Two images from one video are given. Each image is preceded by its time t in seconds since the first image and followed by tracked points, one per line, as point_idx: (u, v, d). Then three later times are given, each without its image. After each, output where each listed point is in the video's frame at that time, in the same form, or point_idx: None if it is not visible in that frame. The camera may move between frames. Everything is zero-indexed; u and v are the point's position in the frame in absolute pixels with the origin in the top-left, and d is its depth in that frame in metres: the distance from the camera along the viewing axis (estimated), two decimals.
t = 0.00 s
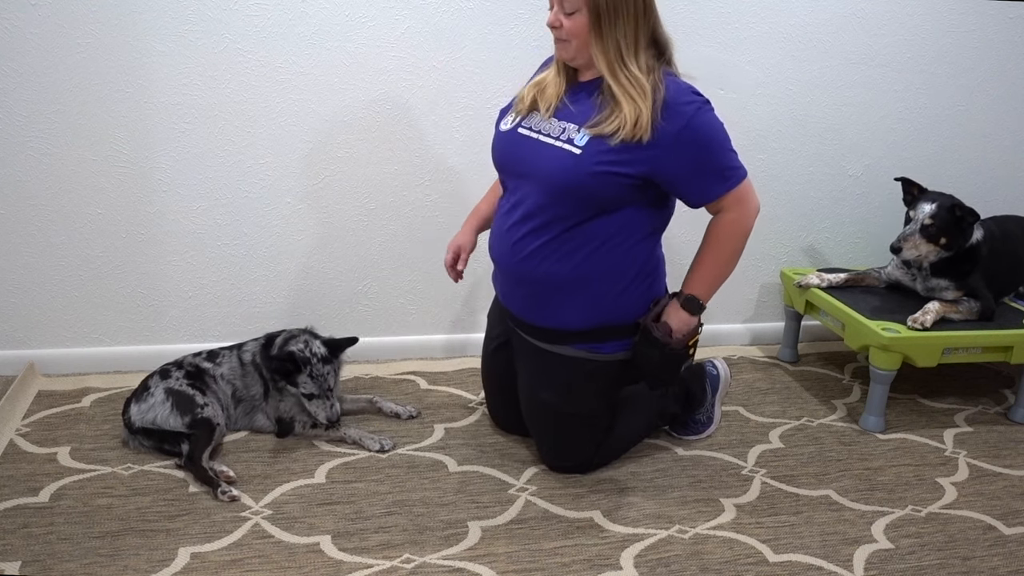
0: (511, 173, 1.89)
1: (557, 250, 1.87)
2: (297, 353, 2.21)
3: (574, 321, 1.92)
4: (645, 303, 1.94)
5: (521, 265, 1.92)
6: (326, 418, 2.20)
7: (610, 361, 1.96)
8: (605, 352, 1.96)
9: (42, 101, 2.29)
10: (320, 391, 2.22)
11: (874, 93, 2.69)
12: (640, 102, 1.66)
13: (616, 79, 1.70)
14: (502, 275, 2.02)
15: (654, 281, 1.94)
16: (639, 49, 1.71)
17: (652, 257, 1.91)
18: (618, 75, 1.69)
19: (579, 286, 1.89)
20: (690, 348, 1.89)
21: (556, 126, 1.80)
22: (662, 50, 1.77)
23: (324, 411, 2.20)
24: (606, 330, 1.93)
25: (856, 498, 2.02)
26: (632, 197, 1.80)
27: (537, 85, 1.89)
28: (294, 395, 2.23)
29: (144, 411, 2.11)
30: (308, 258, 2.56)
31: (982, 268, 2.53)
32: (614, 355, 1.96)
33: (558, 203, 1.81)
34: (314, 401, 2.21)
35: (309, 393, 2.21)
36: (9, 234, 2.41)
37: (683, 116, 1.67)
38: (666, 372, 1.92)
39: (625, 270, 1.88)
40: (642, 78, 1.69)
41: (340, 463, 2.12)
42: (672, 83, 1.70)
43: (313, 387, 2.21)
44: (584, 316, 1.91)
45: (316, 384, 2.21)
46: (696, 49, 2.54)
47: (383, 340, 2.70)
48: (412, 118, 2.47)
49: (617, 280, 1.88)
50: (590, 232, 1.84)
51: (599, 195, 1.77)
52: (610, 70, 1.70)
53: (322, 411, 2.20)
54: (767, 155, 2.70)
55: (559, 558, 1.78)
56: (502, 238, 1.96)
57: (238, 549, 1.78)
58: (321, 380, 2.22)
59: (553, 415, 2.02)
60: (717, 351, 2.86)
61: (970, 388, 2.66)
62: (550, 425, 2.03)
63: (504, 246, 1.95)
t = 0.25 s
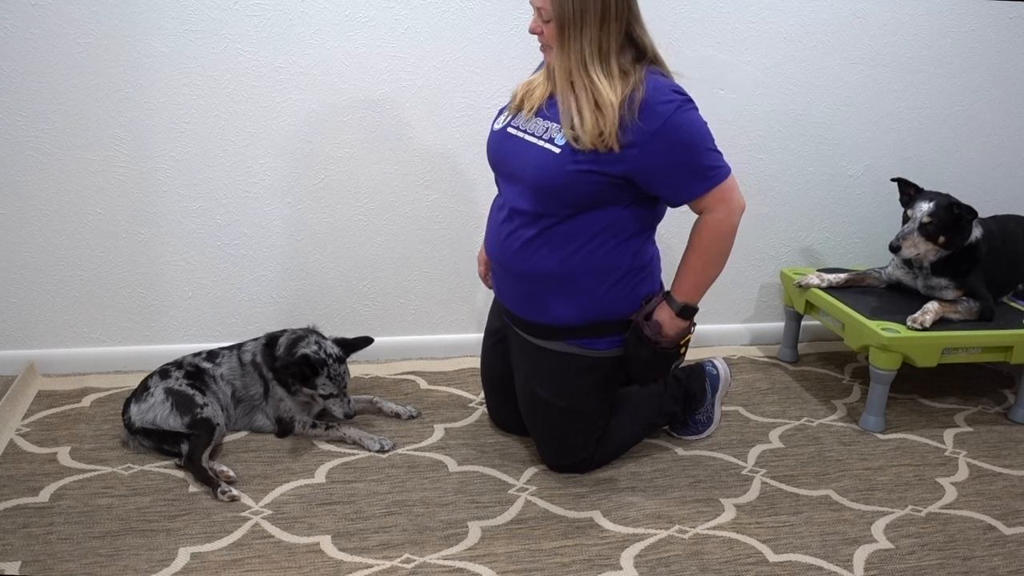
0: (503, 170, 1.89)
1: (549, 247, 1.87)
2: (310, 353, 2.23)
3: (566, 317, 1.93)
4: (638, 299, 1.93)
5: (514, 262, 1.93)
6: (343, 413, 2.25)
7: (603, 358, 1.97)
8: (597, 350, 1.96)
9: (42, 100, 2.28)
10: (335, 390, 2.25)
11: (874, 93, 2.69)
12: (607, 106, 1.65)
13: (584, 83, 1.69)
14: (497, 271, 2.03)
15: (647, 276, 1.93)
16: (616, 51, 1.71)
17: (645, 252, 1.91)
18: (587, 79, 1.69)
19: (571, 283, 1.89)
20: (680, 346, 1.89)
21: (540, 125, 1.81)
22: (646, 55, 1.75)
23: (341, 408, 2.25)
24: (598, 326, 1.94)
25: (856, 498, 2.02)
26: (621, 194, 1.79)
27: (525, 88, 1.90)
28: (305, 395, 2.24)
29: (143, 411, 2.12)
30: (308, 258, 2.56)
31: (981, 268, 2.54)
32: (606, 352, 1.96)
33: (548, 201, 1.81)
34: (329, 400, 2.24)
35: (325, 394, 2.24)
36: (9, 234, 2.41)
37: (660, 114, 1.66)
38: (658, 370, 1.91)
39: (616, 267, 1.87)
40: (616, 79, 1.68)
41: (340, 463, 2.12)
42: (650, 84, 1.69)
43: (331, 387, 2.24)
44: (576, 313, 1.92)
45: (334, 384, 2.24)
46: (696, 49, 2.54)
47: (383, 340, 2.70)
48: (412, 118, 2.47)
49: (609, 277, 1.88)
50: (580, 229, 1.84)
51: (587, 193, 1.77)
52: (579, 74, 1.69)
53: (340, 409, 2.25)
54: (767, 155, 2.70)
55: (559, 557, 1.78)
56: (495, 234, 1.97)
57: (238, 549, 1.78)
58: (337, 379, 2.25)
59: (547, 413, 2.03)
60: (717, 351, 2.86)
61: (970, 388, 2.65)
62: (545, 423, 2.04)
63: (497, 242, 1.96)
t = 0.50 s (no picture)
0: (499, 169, 1.89)
1: (544, 245, 1.88)
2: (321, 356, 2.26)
3: (563, 315, 1.93)
4: (634, 297, 1.93)
5: (510, 260, 1.93)
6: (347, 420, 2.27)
7: (600, 355, 1.97)
8: (593, 348, 1.96)
9: (41, 100, 2.28)
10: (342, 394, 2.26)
11: (874, 93, 2.69)
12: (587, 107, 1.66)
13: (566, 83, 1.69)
14: (495, 269, 2.03)
15: (643, 274, 1.93)
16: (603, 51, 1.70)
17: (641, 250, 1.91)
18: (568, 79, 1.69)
19: (567, 281, 1.89)
20: (676, 345, 1.89)
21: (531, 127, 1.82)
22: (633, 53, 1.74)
23: (346, 412, 2.26)
24: (594, 324, 1.94)
25: (856, 498, 2.02)
26: (614, 191, 1.79)
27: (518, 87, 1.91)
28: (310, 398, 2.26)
29: (143, 411, 2.12)
30: (308, 258, 2.56)
31: (981, 268, 2.54)
32: (603, 349, 1.96)
33: (543, 200, 1.81)
34: (336, 404, 2.26)
35: (333, 397, 2.25)
36: (9, 234, 2.41)
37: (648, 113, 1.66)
38: (655, 367, 1.92)
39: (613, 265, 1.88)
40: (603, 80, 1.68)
41: (340, 463, 2.12)
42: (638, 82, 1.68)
43: (341, 398, 2.25)
44: (573, 311, 1.92)
45: (344, 395, 2.26)
46: (696, 49, 2.53)
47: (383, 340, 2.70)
48: (412, 118, 2.47)
49: (605, 274, 1.88)
50: (574, 227, 1.84)
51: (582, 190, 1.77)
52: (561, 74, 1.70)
53: (344, 413, 2.26)
54: (767, 155, 2.70)
55: (559, 557, 1.78)
56: (492, 233, 1.97)
57: (238, 549, 1.78)
58: (348, 390, 2.27)
59: (546, 412, 2.03)
60: (717, 351, 2.86)
61: (970, 388, 2.65)
62: (543, 422, 2.04)
63: (494, 240, 1.96)
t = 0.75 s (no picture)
0: (496, 169, 1.89)
1: (543, 244, 1.88)
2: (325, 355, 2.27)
3: (563, 314, 1.93)
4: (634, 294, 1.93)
5: (508, 260, 1.93)
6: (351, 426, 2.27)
7: (600, 354, 1.97)
8: (593, 346, 1.96)
9: (41, 100, 2.28)
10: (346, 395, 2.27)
11: (874, 93, 2.69)
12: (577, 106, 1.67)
13: (557, 84, 1.69)
14: (494, 269, 2.04)
15: (643, 271, 1.93)
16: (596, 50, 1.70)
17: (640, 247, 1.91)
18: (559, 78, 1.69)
19: (565, 280, 1.89)
20: (675, 343, 1.89)
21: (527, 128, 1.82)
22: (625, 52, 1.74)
23: (350, 417, 2.26)
24: (594, 322, 1.94)
25: (856, 498, 2.02)
26: (611, 189, 1.79)
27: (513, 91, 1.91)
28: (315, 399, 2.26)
29: (143, 411, 2.12)
30: (308, 258, 2.56)
31: (981, 268, 2.54)
32: (603, 347, 1.96)
33: (538, 200, 1.81)
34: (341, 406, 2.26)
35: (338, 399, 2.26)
36: (9, 234, 2.41)
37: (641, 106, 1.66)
38: (655, 365, 1.92)
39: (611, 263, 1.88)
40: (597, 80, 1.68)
41: (340, 463, 2.12)
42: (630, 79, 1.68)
43: (344, 399, 2.26)
44: (572, 310, 1.92)
45: (348, 395, 2.27)
46: (696, 49, 2.53)
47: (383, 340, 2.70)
48: (412, 118, 2.46)
49: (603, 273, 1.88)
50: (573, 225, 1.84)
51: (578, 190, 1.77)
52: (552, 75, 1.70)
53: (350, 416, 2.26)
54: (767, 155, 2.70)
55: (559, 557, 1.78)
56: (491, 233, 1.97)
57: (238, 549, 1.78)
58: (352, 392, 2.28)
59: (546, 412, 2.03)
60: (717, 351, 2.86)
61: (970, 388, 2.65)
62: (544, 421, 2.04)
63: (493, 240, 1.96)
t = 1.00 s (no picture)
0: (495, 169, 1.89)
1: (543, 243, 1.87)
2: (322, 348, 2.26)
3: (564, 312, 1.93)
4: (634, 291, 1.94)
5: (509, 258, 1.93)
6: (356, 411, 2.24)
7: (601, 352, 1.97)
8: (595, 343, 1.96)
9: (41, 100, 2.28)
10: (347, 382, 2.26)
11: (874, 93, 2.69)
12: (572, 111, 1.67)
13: (551, 87, 1.69)
14: (494, 268, 2.03)
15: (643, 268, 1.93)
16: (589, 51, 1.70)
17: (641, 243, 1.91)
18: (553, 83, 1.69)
19: (567, 278, 1.89)
20: (677, 338, 1.89)
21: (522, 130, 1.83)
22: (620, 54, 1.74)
23: (353, 403, 2.24)
24: (595, 320, 1.94)
25: (856, 499, 2.02)
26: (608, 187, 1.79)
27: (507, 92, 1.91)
28: (314, 391, 2.26)
29: (144, 411, 2.11)
30: (308, 258, 2.56)
31: (981, 268, 2.54)
32: (605, 344, 1.96)
33: (539, 199, 1.81)
34: (342, 394, 2.25)
35: (339, 386, 2.25)
36: (9, 234, 2.41)
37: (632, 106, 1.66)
38: (657, 361, 1.92)
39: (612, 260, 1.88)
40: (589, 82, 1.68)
41: (340, 463, 2.12)
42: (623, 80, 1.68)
43: (342, 379, 2.25)
44: (573, 307, 1.92)
45: (345, 375, 2.26)
46: (696, 49, 2.53)
47: (383, 339, 2.70)
48: (412, 119, 2.47)
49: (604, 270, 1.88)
50: (573, 224, 1.84)
51: (578, 189, 1.77)
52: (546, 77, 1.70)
53: (353, 404, 2.25)
54: (767, 155, 2.70)
55: (559, 557, 1.78)
56: (490, 232, 1.97)
57: (238, 549, 1.78)
58: (348, 372, 2.27)
59: (548, 411, 2.02)
60: (717, 351, 2.86)
61: (971, 388, 2.65)
62: (546, 420, 2.03)
63: (492, 240, 1.96)
